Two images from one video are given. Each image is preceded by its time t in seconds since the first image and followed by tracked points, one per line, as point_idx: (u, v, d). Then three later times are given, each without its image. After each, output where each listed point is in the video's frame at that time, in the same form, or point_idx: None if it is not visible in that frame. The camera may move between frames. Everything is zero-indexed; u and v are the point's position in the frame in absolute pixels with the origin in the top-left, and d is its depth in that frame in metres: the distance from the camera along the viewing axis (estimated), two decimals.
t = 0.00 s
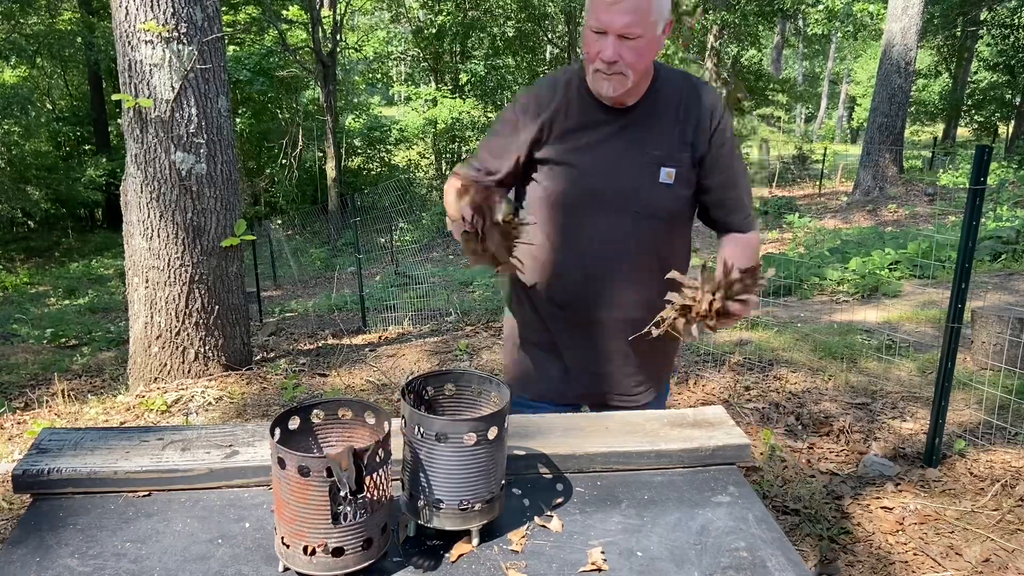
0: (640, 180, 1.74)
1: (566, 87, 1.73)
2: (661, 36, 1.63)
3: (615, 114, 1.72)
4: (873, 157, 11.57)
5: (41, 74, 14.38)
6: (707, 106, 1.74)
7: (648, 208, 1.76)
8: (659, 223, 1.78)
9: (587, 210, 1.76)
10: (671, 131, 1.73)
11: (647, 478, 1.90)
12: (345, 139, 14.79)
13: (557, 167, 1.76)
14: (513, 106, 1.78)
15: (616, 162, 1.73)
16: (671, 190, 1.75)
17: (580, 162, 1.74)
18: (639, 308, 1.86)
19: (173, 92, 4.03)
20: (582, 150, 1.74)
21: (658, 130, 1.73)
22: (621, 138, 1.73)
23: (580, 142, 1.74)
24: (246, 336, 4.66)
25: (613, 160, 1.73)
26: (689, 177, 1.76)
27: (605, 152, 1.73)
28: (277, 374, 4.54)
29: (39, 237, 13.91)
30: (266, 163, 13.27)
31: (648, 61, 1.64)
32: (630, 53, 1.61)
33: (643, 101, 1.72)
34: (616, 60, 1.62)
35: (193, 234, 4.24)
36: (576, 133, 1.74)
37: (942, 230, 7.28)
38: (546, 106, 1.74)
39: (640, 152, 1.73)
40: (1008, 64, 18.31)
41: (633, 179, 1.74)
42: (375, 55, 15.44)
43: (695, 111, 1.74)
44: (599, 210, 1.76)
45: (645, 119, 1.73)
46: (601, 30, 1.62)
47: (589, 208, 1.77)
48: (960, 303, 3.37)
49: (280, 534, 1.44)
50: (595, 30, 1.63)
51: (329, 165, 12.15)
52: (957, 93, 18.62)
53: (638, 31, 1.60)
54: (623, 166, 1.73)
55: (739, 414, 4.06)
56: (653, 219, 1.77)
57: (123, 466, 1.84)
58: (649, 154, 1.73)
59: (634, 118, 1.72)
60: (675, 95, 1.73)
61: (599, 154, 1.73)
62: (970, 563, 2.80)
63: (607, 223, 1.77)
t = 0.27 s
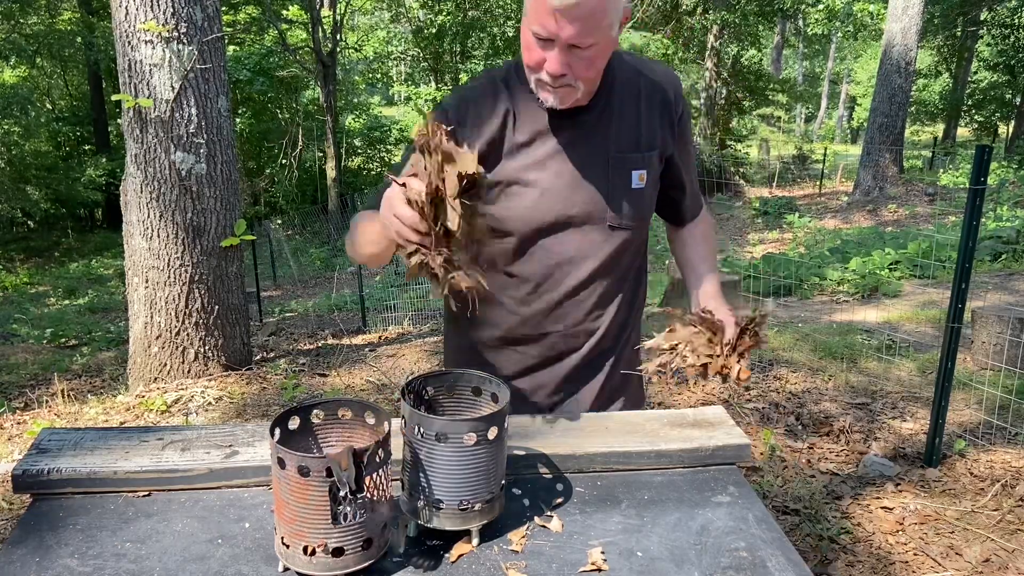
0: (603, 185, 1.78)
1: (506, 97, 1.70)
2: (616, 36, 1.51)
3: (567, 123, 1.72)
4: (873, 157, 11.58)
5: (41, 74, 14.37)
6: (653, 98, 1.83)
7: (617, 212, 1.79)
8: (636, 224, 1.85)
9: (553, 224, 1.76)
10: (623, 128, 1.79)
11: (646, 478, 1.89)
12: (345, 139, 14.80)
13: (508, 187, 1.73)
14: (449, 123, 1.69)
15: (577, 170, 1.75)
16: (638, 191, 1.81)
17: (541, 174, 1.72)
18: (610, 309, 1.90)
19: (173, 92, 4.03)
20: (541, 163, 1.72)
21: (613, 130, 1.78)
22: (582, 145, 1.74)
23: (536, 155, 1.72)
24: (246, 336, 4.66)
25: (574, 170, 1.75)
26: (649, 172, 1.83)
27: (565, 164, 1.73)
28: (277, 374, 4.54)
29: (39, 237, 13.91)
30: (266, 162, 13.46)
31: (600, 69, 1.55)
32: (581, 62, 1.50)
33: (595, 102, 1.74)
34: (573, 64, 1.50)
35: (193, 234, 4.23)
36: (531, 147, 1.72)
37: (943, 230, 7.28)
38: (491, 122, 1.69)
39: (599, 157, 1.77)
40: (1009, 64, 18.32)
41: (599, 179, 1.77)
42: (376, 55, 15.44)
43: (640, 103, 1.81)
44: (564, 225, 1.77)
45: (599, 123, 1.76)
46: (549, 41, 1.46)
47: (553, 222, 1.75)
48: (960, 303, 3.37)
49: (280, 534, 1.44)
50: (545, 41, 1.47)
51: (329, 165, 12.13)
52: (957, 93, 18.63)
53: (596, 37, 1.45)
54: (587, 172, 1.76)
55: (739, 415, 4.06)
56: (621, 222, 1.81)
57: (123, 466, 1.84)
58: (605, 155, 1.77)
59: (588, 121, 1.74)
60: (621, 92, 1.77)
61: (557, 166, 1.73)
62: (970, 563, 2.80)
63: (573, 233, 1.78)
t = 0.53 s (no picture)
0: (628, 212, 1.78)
1: (526, 120, 1.69)
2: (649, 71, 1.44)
3: (591, 147, 1.72)
4: (873, 157, 11.58)
5: (41, 74, 14.36)
6: (681, 116, 1.82)
7: (642, 237, 1.80)
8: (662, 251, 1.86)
9: (576, 252, 1.77)
10: (651, 149, 1.78)
11: (647, 478, 1.88)
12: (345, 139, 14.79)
13: (528, 215, 1.75)
14: (468, 147, 1.69)
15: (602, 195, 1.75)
16: (665, 215, 1.81)
17: (564, 201, 1.73)
18: (634, 330, 1.93)
19: (172, 92, 4.02)
20: (565, 189, 1.73)
21: (639, 152, 1.77)
22: (608, 170, 1.74)
23: (560, 181, 1.72)
24: (246, 336, 4.65)
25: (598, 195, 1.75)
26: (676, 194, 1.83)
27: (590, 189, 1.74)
28: (277, 374, 4.54)
29: (39, 237, 13.91)
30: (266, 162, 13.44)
31: (628, 102, 1.50)
32: (609, 103, 1.45)
33: (620, 126, 1.73)
34: (600, 99, 1.44)
35: (193, 234, 4.23)
36: (555, 173, 1.72)
37: (943, 230, 7.28)
38: (510, 148, 1.69)
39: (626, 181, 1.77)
40: (1009, 64, 18.30)
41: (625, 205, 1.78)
42: (375, 55, 15.44)
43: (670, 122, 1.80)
44: (587, 251, 1.78)
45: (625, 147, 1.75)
46: (578, 77, 1.40)
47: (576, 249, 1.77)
48: (960, 303, 3.36)
49: (280, 535, 1.43)
50: (574, 77, 1.41)
51: (329, 165, 12.13)
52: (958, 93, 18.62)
53: (628, 77, 1.39)
54: (612, 197, 1.76)
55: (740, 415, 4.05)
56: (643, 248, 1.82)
57: (123, 466, 1.84)
58: (631, 179, 1.77)
59: (614, 144, 1.73)
60: (649, 112, 1.76)
61: (582, 191, 1.73)
62: (970, 563, 2.80)
63: (597, 258, 1.79)
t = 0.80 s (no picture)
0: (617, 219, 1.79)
1: (503, 134, 1.66)
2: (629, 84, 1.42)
3: (573, 157, 1.71)
4: (873, 158, 11.59)
5: (42, 74, 14.36)
6: (659, 116, 1.81)
7: (631, 242, 1.81)
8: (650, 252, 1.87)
9: (566, 262, 1.77)
10: (633, 152, 1.78)
11: (647, 478, 1.89)
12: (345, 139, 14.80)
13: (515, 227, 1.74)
14: (444, 166, 1.64)
15: (588, 203, 1.75)
16: (652, 217, 1.82)
17: (551, 214, 1.72)
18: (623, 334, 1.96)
19: (172, 92, 4.03)
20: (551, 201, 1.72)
21: (622, 157, 1.77)
22: (592, 178, 1.74)
23: (544, 194, 1.71)
24: (246, 336, 4.65)
25: (584, 204, 1.75)
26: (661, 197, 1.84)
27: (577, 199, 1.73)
28: (277, 374, 4.54)
29: (39, 237, 13.91)
30: (266, 163, 13.44)
31: (609, 114, 1.48)
32: (590, 118, 1.44)
33: (600, 135, 1.72)
34: (585, 116, 1.43)
35: (193, 234, 4.23)
36: (539, 186, 1.71)
37: (943, 230, 7.27)
38: (489, 162, 1.67)
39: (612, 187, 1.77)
40: (1009, 63, 18.30)
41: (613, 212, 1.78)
42: (376, 55, 15.43)
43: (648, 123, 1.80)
44: (576, 261, 1.78)
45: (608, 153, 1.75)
46: (558, 92, 1.38)
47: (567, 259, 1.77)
48: (960, 303, 3.36)
49: (280, 535, 1.43)
50: (555, 93, 1.39)
51: (329, 165, 12.12)
52: (958, 93, 18.62)
53: (610, 93, 1.37)
54: (599, 205, 1.76)
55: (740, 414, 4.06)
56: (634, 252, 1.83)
57: (123, 466, 1.84)
58: (616, 185, 1.77)
59: (594, 150, 1.73)
60: (627, 116, 1.75)
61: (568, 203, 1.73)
62: (970, 564, 2.80)
63: (586, 267, 1.80)
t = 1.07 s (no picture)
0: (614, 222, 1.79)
1: (497, 136, 1.68)
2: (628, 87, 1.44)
3: (570, 160, 1.71)
4: (873, 158, 11.59)
5: (41, 74, 14.35)
6: (657, 119, 1.82)
7: (628, 245, 1.81)
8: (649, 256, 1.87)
9: (563, 265, 1.77)
10: (630, 155, 1.79)
11: (647, 477, 1.89)
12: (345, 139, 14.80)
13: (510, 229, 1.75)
14: (436, 167, 1.67)
15: (583, 206, 1.75)
16: (650, 220, 1.82)
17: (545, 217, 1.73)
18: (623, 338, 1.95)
19: (172, 92, 4.03)
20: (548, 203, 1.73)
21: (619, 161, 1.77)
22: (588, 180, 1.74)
23: (539, 195, 1.72)
24: (246, 336, 4.65)
25: (580, 207, 1.75)
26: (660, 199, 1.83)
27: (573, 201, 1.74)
28: (277, 374, 4.54)
29: (39, 238, 13.91)
30: (266, 162, 13.43)
31: (608, 116, 1.50)
32: (587, 122, 1.47)
33: (597, 137, 1.73)
34: (584, 120, 1.46)
35: (193, 234, 4.23)
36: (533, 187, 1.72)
37: (943, 230, 7.27)
38: (483, 164, 1.69)
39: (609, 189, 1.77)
40: (1009, 63, 18.30)
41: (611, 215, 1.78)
42: (375, 55, 15.42)
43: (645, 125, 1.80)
44: (573, 265, 1.78)
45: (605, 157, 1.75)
46: (555, 97, 1.41)
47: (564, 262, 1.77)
48: (960, 303, 3.36)
49: (280, 534, 1.43)
50: (553, 98, 1.42)
51: (329, 165, 12.12)
52: (957, 93, 18.61)
53: (607, 96, 1.39)
54: (595, 208, 1.76)
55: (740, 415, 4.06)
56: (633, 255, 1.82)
57: (123, 467, 1.84)
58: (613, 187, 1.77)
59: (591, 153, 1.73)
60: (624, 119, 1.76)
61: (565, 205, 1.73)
62: (970, 564, 2.80)
63: (584, 270, 1.80)
